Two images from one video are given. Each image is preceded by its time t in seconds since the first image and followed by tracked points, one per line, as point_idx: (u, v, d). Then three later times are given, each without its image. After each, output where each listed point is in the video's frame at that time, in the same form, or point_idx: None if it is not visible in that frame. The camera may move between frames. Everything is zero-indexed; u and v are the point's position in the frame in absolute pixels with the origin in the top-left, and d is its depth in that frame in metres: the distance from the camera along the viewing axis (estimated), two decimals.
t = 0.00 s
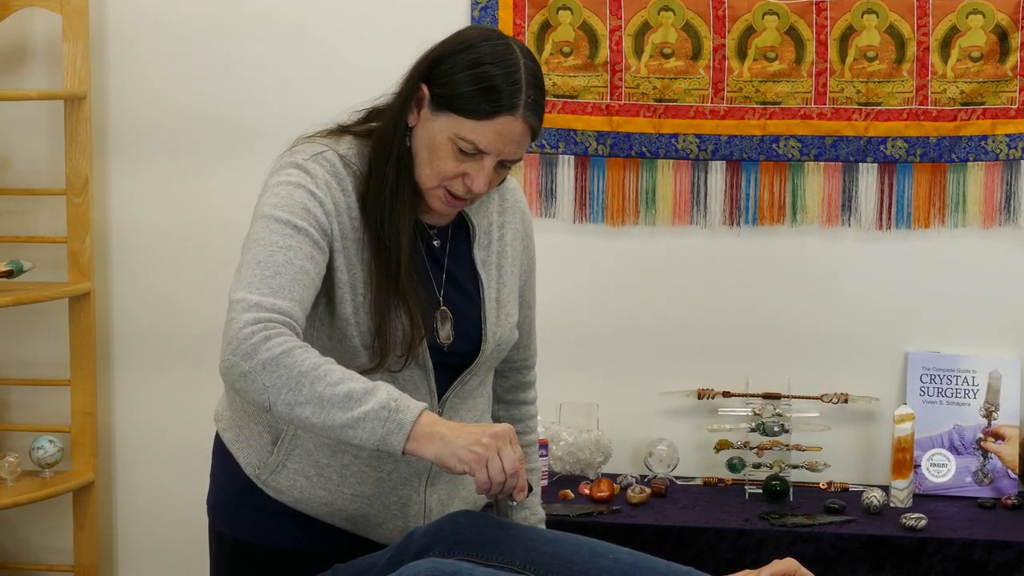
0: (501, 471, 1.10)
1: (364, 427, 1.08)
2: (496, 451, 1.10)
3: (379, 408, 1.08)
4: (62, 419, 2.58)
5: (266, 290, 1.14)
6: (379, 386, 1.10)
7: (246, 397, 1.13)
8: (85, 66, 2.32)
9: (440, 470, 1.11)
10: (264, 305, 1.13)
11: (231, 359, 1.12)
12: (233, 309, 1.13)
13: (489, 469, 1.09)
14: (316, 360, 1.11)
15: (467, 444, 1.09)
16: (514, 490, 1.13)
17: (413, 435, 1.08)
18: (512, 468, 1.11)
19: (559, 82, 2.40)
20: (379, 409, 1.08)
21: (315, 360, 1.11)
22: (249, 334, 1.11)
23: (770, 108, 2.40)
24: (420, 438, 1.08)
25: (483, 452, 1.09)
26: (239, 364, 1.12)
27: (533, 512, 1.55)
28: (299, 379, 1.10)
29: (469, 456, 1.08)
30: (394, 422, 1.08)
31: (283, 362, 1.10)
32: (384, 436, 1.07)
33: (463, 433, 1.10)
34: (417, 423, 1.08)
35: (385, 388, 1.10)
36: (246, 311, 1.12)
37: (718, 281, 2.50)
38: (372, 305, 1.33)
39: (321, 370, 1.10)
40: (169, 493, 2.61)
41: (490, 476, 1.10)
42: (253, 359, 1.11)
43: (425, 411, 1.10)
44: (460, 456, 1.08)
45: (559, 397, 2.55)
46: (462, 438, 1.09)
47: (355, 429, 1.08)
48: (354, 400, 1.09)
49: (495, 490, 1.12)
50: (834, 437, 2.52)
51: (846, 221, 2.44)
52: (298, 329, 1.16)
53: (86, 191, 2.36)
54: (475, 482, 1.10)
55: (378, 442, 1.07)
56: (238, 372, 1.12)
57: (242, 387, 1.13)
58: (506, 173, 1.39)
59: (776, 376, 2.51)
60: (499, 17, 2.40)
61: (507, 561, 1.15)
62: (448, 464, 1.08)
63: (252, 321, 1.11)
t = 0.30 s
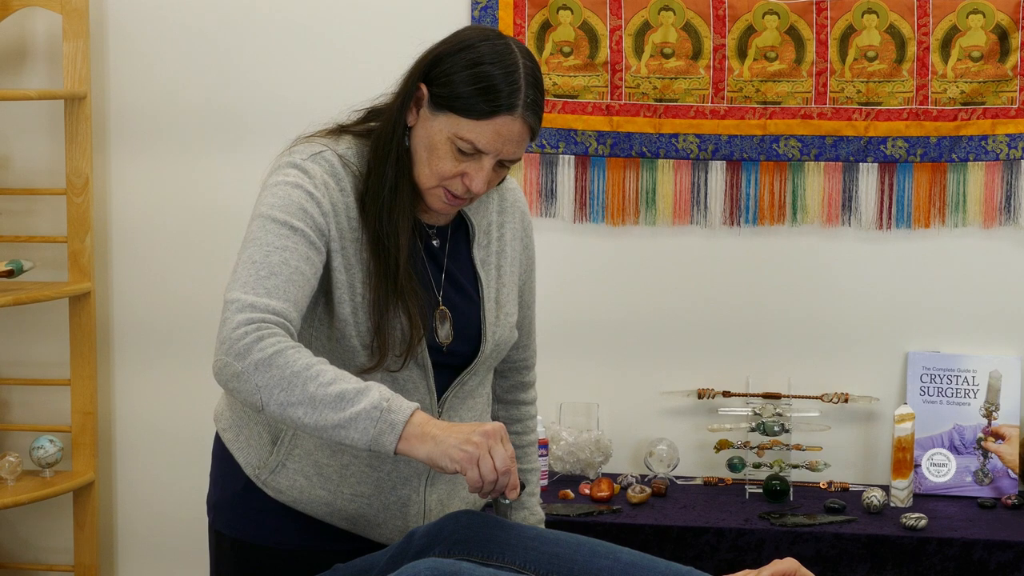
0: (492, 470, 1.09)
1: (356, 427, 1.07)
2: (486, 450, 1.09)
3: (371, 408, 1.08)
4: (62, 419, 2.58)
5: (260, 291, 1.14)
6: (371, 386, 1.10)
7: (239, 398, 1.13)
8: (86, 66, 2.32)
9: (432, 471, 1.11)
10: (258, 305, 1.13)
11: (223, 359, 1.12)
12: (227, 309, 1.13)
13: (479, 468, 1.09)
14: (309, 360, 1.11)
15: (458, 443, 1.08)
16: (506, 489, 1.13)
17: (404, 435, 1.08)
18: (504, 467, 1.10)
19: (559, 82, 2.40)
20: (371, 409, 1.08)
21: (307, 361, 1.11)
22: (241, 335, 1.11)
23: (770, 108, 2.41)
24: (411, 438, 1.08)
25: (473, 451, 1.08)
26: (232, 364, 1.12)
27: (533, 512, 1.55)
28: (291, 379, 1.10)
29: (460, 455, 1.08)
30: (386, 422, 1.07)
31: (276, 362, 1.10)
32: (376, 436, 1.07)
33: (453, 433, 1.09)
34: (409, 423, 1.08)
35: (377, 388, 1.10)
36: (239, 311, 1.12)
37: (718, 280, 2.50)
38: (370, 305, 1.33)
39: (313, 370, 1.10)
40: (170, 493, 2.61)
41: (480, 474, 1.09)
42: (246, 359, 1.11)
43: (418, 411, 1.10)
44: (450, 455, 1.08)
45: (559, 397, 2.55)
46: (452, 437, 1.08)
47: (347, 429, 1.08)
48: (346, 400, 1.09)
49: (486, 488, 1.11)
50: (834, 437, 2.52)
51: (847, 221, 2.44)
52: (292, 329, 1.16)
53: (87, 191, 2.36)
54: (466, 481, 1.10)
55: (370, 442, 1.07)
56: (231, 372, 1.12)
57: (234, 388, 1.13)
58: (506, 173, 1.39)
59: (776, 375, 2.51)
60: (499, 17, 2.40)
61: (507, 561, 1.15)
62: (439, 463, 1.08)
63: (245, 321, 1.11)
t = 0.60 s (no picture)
0: (486, 469, 1.09)
1: (351, 428, 1.08)
2: (480, 449, 1.09)
3: (366, 409, 1.08)
4: (62, 419, 2.58)
5: (257, 291, 1.14)
6: (366, 387, 1.10)
7: (234, 398, 1.13)
8: (86, 65, 2.32)
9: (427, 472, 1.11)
10: (255, 305, 1.13)
11: (219, 358, 1.13)
12: (223, 309, 1.13)
13: (473, 467, 1.09)
14: (303, 361, 1.11)
15: (451, 443, 1.08)
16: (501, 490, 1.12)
17: (398, 435, 1.08)
18: (498, 465, 1.10)
19: (559, 82, 2.40)
20: (366, 410, 1.08)
21: (302, 361, 1.11)
22: (237, 335, 1.11)
23: (770, 108, 2.41)
24: (405, 438, 1.08)
25: (467, 450, 1.08)
26: (227, 364, 1.12)
27: (533, 512, 1.55)
28: (286, 379, 1.10)
29: (453, 455, 1.08)
30: (381, 422, 1.08)
31: (271, 363, 1.10)
32: (370, 437, 1.08)
33: (447, 433, 1.10)
34: (403, 423, 1.09)
35: (372, 389, 1.10)
36: (236, 311, 1.12)
37: (717, 280, 2.50)
38: (370, 306, 1.33)
39: (307, 371, 1.10)
40: (170, 492, 2.61)
41: (474, 474, 1.09)
42: (241, 359, 1.11)
43: (412, 411, 1.10)
44: (444, 455, 1.08)
45: (559, 397, 2.55)
46: (445, 437, 1.09)
47: (342, 429, 1.08)
48: (340, 401, 1.09)
49: (481, 488, 1.10)
50: (834, 437, 2.52)
51: (847, 221, 2.44)
52: (289, 329, 1.16)
53: (87, 191, 2.36)
54: (460, 480, 1.09)
55: (364, 443, 1.08)
56: (227, 372, 1.12)
57: (230, 388, 1.13)
58: (506, 173, 1.39)
59: (777, 375, 2.51)
60: (499, 17, 2.40)
61: (507, 561, 1.15)
62: (434, 463, 1.08)
63: (241, 321, 1.11)
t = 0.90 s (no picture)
0: (480, 469, 1.09)
1: (345, 428, 1.08)
2: (474, 450, 1.09)
3: (360, 410, 1.08)
4: (62, 419, 2.58)
5: (254, 291, 1.14)
6: (360, 388, 1.10)
7: (229, 398, 1.13)
8: (87, 66, 2.32)
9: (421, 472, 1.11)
10: (251, 305, 1.13)
11: (214, 358, 1.13)
12: (220, 308, 1.13)
13: (467, 467, 1.09)
14: (299, 361, 1.11)
15: (445, 444, 1.08)
16: (495, 490, 1.12)
17: (393, 436, 1.08)
18: (492, 466, 1.10)
19: (559, 82, 2.40)
20: (360, 411, 1.08)
21: (297, 362, 1.11)
22: (232, 335, 1.11)
23: (770, 108, 2.41)
24: (400, 439, 1.08)
25: (461, 451, 1.08)
26: (222, 364, 1.12)
27: (533, 512, 1.56)
28: (281, 380, 1.10)
29: (447, 455, 1.08)
30: (375, 423, 1.08)
31: (266, 363, 1.10)
32: (365, 437, 1.08)
33: (441, 433, 1.10)
34: (398, 424, 1.09)
35: (367, 390, 1.11)
36: (232, 311, 1.12)
37: (717, 280, 2.50)
38: (370, 306, 1.33)
39: (303, 371, 1.11)
40: (171, 493, 2.61)
41: (468, 474, 1.09)
42: (237, 360, 1.11)
43: (407, 412, 1.10)
44: (438, 455, 1.08)
45: (559, 397, 2.55)
46: (439, 437, 1.09)
47: (337, 430, 1.08)
48: (336, 402, 1.09)
49: (475, 488, 1.11)
50: (834, 437, 2.52)
51: (847, 221, 2.44)
52: (285, 330, 1.16)
53: (87, 191, 2.36)
54: (454, 481, 1.10)
55: (359, 443, 1.08)
56: (222, 372, 1.12)
57: (225, 388, 1.13)
58: (506, 173, 1.39)
59: (777, 375, 2.51)
60: (499, 17, 2.40)
61: (507, 561, 1.15)
62: (428, 464, 1.08)
63: (237, 321, 1.12)
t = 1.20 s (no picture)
0: (473, 468, 1.09)
1: (340, 429, 1.08)
2: (467, 448, 1.09)
3: (354, 410, 1.08)
4: (63, 419, 2.58)
5: (251, 292, 1.14)
6: (355, 388, 1.10)
7: (225, 398, 1.13)
8: (87, 66, 2.32)
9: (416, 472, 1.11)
10: (247, 306, 1.13)
11: (210, 359, 1.13)
12: (216, 309, 1.14)
13: (461, 466, 1.09)
14: (293, 362, 1.11)
15: (438, 443, 1.08)
16: (491, 488, 1.12)
17: (387, 436, 1.08)
18: (485, 464, 1.09)
19: (560, 82, 2.40)
20: (354, 411, 1.08)
21: (292, 362, 1.11)
22: (228, 336, 1.11)
23: (770, 108, 2.41)
24: (394, 439, 1.08)
25: (454, 450, 1.08)
26: (218, 365, 1.12)
27: (533, 512, 1.57)
28: (276, 381, 1.10)
29: (441, 455, 1.08)
30: (370, 423, 1.08)
31: (260, 364, 1.10)
32: (359, 437, 1.08)
33: (435, 433, 1.10)
34: (392, 424, 1.09)
35: (361, 389, 1.11)
36: (228, 312, 1.13)
37: (717, 280, 2.50)
38: (370, 306, 1.32)
39: (297, 372, 1.11)
40: (171, 493, 2.61)
41: (462, 473, 1.09)
42: (232, 360, 1.11)
43: (401, 411, 1.10)
44: (431, 455, 1.08)
45: (559, 397, 2.55)
46: (432, 437, 1.09)
47: (331, 430, 1.09)
48: (330, 402, 1.09)
49: (469, 487, 1.10)
50: (835, 437, 2.52)
51: (847, 221, 2.44)
52: (281, 331, 1.16)
53: (87, 191, 2.36)
54: (448, 479, 1.10)
55: (353, 443, 1.08)
56: (217, 373, 1.12)
57: (220, 388, 1.13)
58: (506, 173, 1.39)
59: (777, 375, 2.51)
60: (500, 17, 2.40)
61: (507, 561, 1.15)
62: (422, 464, 1.08)
63: (232, 321, 1.12)
